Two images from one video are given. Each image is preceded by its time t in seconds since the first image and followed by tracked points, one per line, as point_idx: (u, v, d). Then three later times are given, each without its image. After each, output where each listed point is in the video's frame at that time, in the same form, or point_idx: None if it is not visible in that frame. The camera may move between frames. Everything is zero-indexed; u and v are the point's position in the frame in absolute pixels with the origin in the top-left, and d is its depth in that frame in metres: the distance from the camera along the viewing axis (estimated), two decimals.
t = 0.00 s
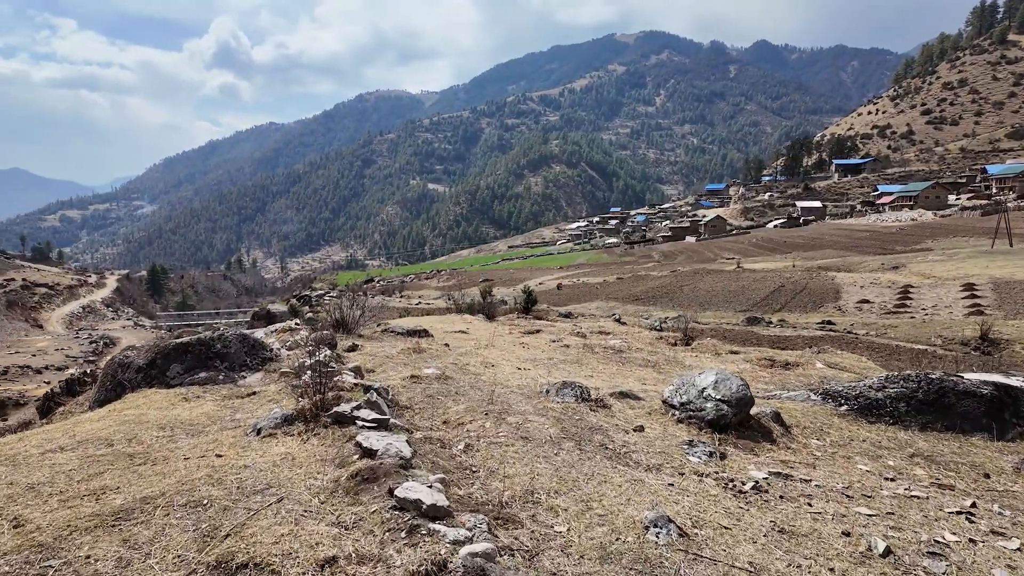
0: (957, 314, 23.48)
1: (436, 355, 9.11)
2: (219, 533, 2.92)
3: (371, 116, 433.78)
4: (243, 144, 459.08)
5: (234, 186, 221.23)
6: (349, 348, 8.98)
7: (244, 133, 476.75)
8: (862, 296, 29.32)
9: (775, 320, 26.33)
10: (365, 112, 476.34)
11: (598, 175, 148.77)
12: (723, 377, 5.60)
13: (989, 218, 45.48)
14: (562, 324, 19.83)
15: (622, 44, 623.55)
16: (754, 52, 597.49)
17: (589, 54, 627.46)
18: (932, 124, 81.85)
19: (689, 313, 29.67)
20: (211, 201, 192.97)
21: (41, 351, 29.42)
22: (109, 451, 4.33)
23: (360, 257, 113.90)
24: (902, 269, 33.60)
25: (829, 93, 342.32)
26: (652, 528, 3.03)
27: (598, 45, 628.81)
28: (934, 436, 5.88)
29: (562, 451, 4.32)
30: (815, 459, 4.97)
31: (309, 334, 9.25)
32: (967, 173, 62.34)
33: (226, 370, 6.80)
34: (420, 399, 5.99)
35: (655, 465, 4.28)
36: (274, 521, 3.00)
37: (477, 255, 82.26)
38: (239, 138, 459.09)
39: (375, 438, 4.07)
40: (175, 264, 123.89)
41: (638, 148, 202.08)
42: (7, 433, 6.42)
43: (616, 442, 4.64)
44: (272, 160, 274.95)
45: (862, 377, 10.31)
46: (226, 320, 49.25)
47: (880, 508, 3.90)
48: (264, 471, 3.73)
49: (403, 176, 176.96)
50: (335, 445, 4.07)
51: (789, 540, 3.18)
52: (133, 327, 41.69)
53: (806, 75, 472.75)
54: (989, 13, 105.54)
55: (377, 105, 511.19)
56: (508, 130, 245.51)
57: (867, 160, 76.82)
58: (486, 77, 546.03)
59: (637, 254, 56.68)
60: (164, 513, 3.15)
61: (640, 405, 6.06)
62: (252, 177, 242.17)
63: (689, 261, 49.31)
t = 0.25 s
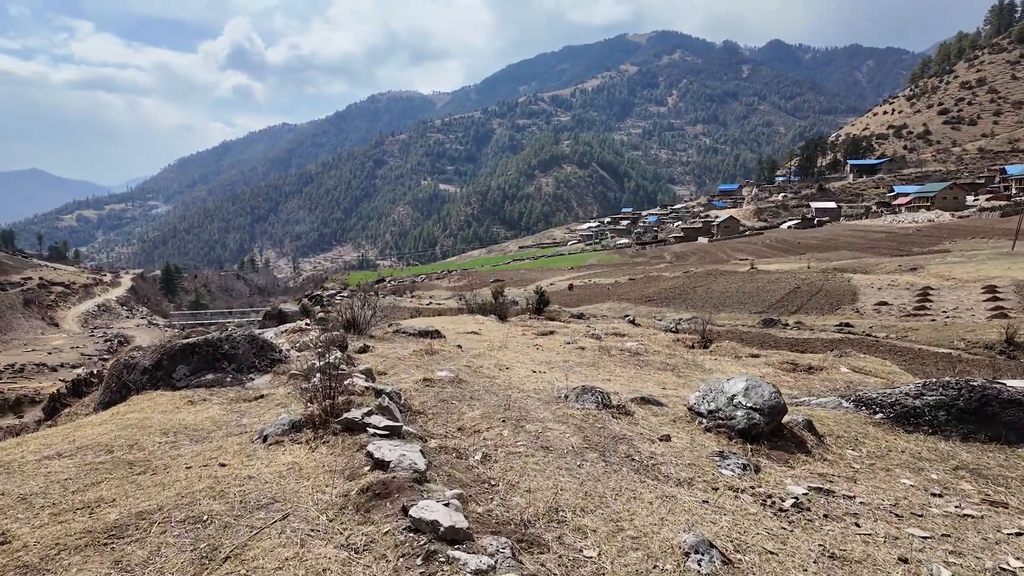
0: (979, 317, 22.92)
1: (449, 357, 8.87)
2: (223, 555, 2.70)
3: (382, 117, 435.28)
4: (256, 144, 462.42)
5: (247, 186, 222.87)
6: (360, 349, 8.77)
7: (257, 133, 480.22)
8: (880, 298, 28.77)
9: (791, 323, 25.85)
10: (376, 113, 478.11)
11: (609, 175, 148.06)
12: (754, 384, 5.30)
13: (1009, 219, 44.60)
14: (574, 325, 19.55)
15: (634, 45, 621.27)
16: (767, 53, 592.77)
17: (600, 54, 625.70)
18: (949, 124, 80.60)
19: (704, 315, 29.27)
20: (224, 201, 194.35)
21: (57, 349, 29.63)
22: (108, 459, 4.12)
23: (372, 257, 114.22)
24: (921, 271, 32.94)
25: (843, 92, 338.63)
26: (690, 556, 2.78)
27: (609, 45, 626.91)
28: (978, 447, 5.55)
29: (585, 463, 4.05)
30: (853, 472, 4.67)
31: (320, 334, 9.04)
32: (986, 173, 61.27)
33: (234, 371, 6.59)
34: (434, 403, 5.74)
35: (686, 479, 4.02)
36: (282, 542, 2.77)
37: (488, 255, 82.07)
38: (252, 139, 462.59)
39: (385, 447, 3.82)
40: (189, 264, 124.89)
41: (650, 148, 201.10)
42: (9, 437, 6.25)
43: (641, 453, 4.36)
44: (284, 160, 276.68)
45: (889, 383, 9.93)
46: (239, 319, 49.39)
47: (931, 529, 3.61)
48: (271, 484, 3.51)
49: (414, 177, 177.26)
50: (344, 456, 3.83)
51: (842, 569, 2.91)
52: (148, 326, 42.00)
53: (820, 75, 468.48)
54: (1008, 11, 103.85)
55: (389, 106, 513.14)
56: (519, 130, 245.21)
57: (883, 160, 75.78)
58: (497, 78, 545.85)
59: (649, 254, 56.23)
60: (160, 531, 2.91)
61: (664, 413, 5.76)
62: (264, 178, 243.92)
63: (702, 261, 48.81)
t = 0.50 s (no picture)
0: (999, 320, 22.40)
1: (461, 364, 8.63)
2: None
3: (392, 117, 436.36)
4: (267, 145, 465.28)
5: (258, 186, 224.19)
6: (369, 355, 8.55)
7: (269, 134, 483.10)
8: (896, 300, 28.25)
9: (806, 325, 25.44)
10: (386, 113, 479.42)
11: (619, 175, 147.42)
12: (782, 397, 5.03)
13: None
14: (586, 327, 19.29)
15: (644, 44, 619.04)
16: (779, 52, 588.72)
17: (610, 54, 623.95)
18: (964, 123, 79.49)
19: (716, 317, 28.91)
20: (235, 201, 195.56)
21: (69, 348, 29.71)
22: (106, 476, 3.91)
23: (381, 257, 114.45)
24: (937, 273, 32.35)
25: (856, 91, 335.30)
26: None
27: (620, 45, 625.06)
28: (1018, 465, 5.26)
29: (608, 485, 3.81)
30: (892, 494, 4.39)
31: (328, 339, 8.82)
32: (1002, 173, 60.29)
33: (239, 379, 6.39)
34: (448, 416, 5.51)
35: (716, 503, 3.77)
36: None
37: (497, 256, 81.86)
38: (263, 139, 465.38)
39: (395, 466, 3.62)
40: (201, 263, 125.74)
41: (660, 148, 200.15)
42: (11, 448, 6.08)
43: (663, 473, 4.15)
44: (295, 160, 278.03)
45: (914, 392, 9.62)
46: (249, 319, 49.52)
47: (985, 564, 3.32)
48: (275, 508, 3.29)
49: (424, 177, 177.47)
50: (350, 477, 3.63)
51: None
52: (159, 325, 42.12)
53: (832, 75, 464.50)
54: None
55: (399, 106, 514.07)
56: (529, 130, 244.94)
57: (897, 160, 74.82)
58: (507, 78, 545.54)
59: (659, 254, 55.83)
60: (151, 564, 2.69)
61: (685, 428, 5.53)
62: (275, 178, 245.27)
63: (713, 262, 48.35)
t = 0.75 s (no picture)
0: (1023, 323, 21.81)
1: (473, 366, 8.40)
2: None
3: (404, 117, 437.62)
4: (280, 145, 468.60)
5: (271, 186, 225.63)
6: (379, 357, 8.34)
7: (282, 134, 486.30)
8: (915, 301, 27.65)
9: (823, 327, 24.94)
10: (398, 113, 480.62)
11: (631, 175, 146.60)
12: (815, 406, 4.71)
13: None
14: (599, 328, 18.99)
15: (656, 44, 615.98)
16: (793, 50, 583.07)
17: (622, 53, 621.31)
18: (983, 122, 78.10)
19: (732, 318, 28.46)
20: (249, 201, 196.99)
21: (85, 346, 29.88)
22: (99, 487, 3.71)
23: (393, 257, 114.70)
24: (956, 273, 31.67)
25: (872, 89, 331.30)
26: None
27: (632, 44, 622.54)
28: None
29: (632, 504, 3.54)
30: (938, 512, 4.06)
31: (337, 340, 8.60)
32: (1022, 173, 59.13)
33: (244, 383, 6.18)
34: (460, 423, 5.26)
35: (750, 523, 3.50)
36: None
37: (508, 255, 81.63)
38: (276, 139, 468.35)
39: (403, 481, 3.37)
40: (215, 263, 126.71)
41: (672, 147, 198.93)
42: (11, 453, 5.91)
43: (691, 490, 3.87)
44: (307, 160, 279.49)
45: (943, 398, 9.25)
46: (262, 318, 49.71)
47: None
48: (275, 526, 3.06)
49: (435, 176, 177.66)
50: (356, 491, 3.40)
51: None
52: (173, 324, 42.30)
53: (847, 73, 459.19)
54: None
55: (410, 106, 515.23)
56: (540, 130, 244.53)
57: (914, 159, 73.65)
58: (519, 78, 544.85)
59: (672, 254, 55.31)
60: None
61: (709, 438, 5.22)
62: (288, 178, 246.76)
63: (726, 262, 47.80)
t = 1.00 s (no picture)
0: None
1: (486, 372, 8.15)
2: None
3: (418, 117, 438.77)
4: (296, 145, 472.45)
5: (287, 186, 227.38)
6: (391, 362, 8.17)
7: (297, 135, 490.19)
8: (938, 303, 26.95)
9: (843, 329, 24.38)
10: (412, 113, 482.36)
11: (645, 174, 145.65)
12: (853, 419, 4.41)
13: None
14: (613, 331, 18.69)
15: (670, 42, 612.52)
16: (810, 49, 576.58)
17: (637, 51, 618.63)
18: (1005, 120, 76.63)
19: (749, 320, 27.96)
20: (265, 201, 198.66)
21: (104, 344, 30.12)
22: (93, 505, 3.50)
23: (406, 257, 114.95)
24: (980, 274, 30.87)
25: (890, 87, 326.46)
26: None
27: (646, 43, 619.78)
28: None
29: (660, 529, 3.29)
30: (993, 539, 3.74)
31: (348, 344, 8.40)
32: None
33: (251, 390, 5.97)
34: (474, 435, 5.00)
35: (790, 559, 3.20)
36: None
37: (521, 255, 81.40)
38: (292, 140, 472.49)
39: (413, 502, 3.13)
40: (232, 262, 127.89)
41: (687, 146, 197.47)
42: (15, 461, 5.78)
43: (721, 512, 3.60)
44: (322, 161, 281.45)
45: (977, 406, 8.87)
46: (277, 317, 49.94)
47: None
48: (273, 555, 2.83)
49: (448, 177, 177.89)
50: (361, 515, 3.17)
51: None
52: (190, 323, 42.62)
53: (865, 71, 452.60)
54: None
55: (424, 106, 516.38)
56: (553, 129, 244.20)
57: (934, 158, 72.30)
58: (532, 77, 544.45)
59: (687, 254, 54.71)
60: None
61: (738, 454, 4.92)
62: (303, 178, 248.48)
63: (742, 263, 47.19)
